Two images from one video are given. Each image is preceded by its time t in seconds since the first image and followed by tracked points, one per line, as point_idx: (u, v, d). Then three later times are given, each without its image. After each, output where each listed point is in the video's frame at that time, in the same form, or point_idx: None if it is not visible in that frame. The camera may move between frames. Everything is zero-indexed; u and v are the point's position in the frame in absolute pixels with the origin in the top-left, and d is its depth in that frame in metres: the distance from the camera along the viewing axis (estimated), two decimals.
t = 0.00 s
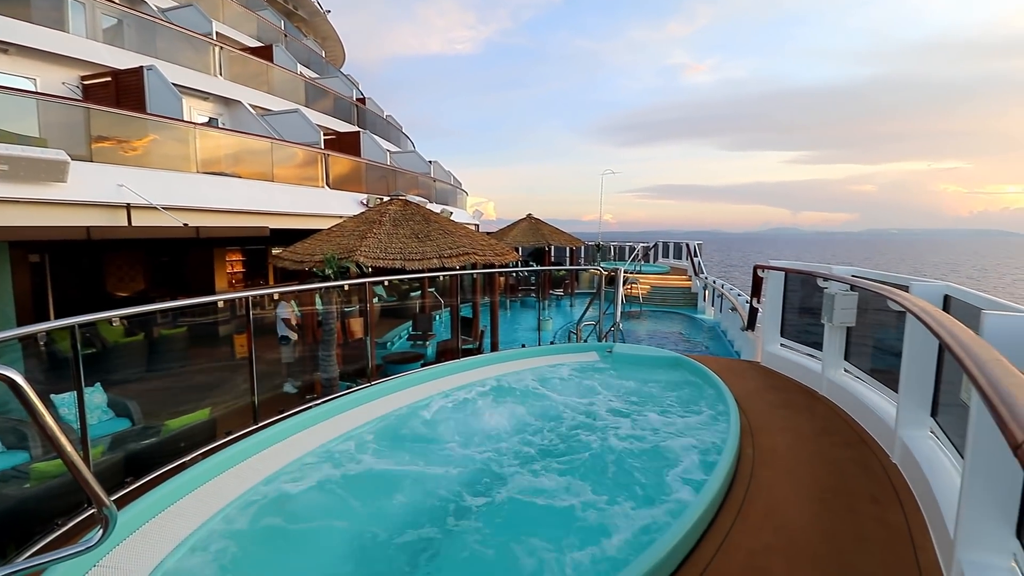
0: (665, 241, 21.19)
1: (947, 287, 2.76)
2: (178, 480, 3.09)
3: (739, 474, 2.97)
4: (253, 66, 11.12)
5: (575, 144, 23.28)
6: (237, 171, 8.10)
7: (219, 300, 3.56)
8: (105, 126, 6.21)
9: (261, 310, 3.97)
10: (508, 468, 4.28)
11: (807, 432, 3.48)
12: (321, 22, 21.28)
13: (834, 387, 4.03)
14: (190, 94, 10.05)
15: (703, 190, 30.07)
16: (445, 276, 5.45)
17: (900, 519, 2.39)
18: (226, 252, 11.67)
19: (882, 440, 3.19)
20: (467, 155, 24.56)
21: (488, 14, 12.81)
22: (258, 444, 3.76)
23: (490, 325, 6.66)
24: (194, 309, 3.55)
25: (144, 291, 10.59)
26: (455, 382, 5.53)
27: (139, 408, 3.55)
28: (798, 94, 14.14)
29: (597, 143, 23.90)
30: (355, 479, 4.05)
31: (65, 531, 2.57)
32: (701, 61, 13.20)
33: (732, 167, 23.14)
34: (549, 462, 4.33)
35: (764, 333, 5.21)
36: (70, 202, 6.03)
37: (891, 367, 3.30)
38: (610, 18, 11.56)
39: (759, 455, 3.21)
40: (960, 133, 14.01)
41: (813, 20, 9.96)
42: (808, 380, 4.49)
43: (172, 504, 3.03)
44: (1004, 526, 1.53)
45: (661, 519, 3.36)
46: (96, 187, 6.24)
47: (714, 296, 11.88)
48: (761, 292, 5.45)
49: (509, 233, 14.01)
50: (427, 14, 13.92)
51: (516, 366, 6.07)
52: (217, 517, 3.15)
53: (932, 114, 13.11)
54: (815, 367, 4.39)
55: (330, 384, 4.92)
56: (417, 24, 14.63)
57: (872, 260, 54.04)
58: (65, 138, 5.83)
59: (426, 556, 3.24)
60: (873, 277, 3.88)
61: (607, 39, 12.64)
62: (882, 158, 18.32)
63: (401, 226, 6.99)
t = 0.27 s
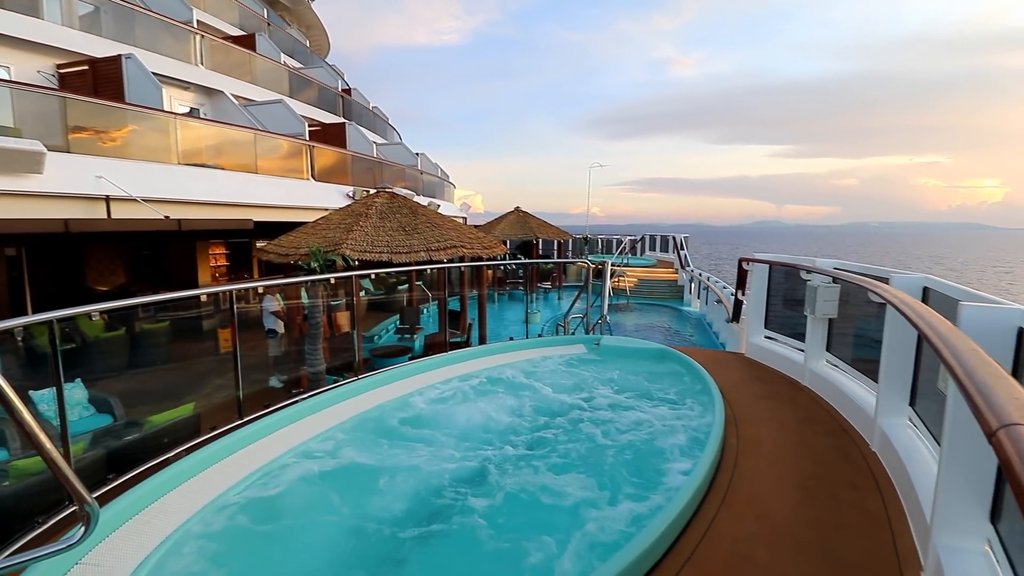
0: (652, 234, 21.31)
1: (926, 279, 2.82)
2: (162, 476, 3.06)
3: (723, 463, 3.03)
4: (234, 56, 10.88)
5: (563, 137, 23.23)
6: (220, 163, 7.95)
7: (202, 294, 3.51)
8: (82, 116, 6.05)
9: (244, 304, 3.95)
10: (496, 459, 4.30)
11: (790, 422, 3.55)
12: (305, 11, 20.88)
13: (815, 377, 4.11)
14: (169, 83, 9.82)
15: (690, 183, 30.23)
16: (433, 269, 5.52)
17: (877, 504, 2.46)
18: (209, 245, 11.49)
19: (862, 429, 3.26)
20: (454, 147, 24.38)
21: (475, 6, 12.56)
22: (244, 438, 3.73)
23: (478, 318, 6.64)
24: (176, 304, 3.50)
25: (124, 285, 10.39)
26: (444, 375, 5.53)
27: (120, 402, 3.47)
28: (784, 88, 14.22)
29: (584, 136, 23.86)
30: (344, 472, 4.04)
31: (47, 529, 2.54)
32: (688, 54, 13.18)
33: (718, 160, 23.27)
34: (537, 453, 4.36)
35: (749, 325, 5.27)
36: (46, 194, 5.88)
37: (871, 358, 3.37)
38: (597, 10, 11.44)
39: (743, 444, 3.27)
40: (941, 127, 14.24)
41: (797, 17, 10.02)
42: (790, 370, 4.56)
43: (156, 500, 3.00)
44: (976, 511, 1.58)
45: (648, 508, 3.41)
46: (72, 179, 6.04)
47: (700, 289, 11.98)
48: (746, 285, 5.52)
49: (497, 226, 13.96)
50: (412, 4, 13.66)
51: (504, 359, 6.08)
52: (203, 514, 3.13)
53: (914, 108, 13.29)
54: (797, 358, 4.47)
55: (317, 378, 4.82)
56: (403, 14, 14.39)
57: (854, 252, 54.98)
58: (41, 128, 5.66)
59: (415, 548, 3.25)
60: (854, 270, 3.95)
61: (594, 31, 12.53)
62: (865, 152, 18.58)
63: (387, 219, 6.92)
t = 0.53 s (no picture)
0: (637, 228, 21.43)
1: (903, 271, 2.88)
2: (142, 474, 2.99)
3: (705, 454, 3.07)
4: (214, 45, 10.63)
5: (548, 130, 23.17)
6: (199, 155, 7.78)
7: (181, 288, 3.45)
8: (54, 106, 5.87)
9: (226, 298, 3.91)
10: (482, 451, 4.31)
11: (770, 412, 3.61)
12: None
13: (796, 367, 4.18)
14: (146, 73, 9.58)
15: (674, 177, 30.42)
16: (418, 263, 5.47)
17: (855, 492, 2.52)
18: (189, 239, 11.27)
19: (841, 418, 3.33)
20: (439, 139, 24.19)
21: None
22: (227, 435, 3.67)
23: (464, 312, 6.61)
24: (155, 299, 3.43)
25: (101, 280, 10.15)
26: (430, 370, 5.52)
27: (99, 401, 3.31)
28: (767, 82, 14.34)
29: (570, 129, 23.83)
30: (329, 468, 4.01)
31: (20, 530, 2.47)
32: (672, 48, 13.20)
33: (702, 154, 23.44)
34: (523, 445, 4.37)
35: (732, 317, 5.33)
36: (18, 187, 5.71)
37: (850, 349, 3.44)
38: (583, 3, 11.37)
39: (725, 435, 3.32)
40: (919, 122, 14.51)
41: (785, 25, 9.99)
42: (772, 361, 4.62)
43: (136, 499, 2.95)
44: (951, 496, 1.63)
45: (633, 498, 3.45)
46: (47, 172, 5.93)
47: (684, 282, 12.10)
48: (729, 278, 5.58)
49: (483, 219, 13.90)
50: None
51: (490, 353, 6.08)
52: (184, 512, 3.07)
53: (894, 103, 13.49)
54: (778, 349, 4.55)
55: (301, 373, 4.73)
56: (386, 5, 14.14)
57: (833, 245, 56.02)
58: (12, 119, 5.49)
59: (402, 541, 3.23)
60: (833, 262, 4.02)
61: (579, 24, 12.46)
62: (845, 147, 18.87)
63: (372, 212, 6.85)
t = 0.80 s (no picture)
0: (620, 222, 21.56)
1: (877, 264, 2.95)
2: (116, 475, 2.93)
3: (686, 445, 3.12)
4: (188, 34, 10.34)
5: (531, 124, 23.12)
6: (174, 147, 7.59)
7: (157, 283, 3.35)
8: (21, 97, 5.65)
9: (203, 294, 3.81)
10: (468, 445, 4.30)
11: (749, 403, 3.68)
12: None
13: (773, 359, 4.26)
14: (117, 62, 9.29)
15: (656, 171, 30.63)
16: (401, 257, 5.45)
17: (830, 480, 2.59)
18: (164, 234, 11.00)
19: (817, 408, 3.42)
20: (421, 132, 23.95)
21: None
22: (204, 433, 3.60)
23: (448, 307, 6.59)
24: (130, 295, 3.36)
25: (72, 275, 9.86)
26: (412, 366, 5.49)
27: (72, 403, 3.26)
28: (746, 79, 14.48)
29: (552, 123, 23.80)
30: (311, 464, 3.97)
31: None
32: (654, 44, 13.22)
33: (684, 149, 23.65)
34: (508, 438, 4.38)
35: (712, 310, 5.42)
36: None
37: (825, 341, 3.53)
38: None
39: (705, 426, 3.38)
40: (893, 118, 14.80)
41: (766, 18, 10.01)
42: (750, 353, 4.72)
43: (110, 500, 2.88)
44: (920, 483, 1.70)
45: (616, 489, 3.50)
46: (14, 163, 5.68)
47: (666, 275, 12.23)
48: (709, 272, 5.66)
49: (466, 214, 13.84)
50: None
51: (474, 347, 6.07)
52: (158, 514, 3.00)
53: (869, 100, 13.76)
54: (756, 341, 4.64)
55: (281, 369, 4.68)
56: None
57: (810, 239, 57.17)
58: None
59: (390, 536, 3.23)
60: (810, 256, 4.09)
61: (562, 18, 12.39)
62: (822, 142, 19.22)
63: (353, 206, 6.76)
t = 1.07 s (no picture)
0: (607, 218, 21.64)
1: (858, 258, 3.00)
2: (96, 476, 2.87)
3: (672, 437, 3.15)
4: (168, 25, 10.12)
5: (517, 119, 23.05)
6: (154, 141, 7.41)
7: (137, 281, 3.28)
8: None
9: (186, 290, 3.75)
10: (456, 439, 4.30)
11: (733, 396, 3.73)
12: None
13: (757, 353, 4.33)
14: (94, 54, 9.06)
15: (642, 167, 30.74)
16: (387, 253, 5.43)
17: (812, 471, 2.64)
18: (145, 230, 10.78)
19: (800, 400, 3.48)
20: (407, 127, 23.76)
21: None
22: (187, 432, 3.54)
23: (435, 302, 6.60)
24: (111, 292, 3.29)
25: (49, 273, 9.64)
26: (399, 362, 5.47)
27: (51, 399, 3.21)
28: (732, 75, 14.55)
29: (539, 118, 23.75)
30: (296, 460, 3.94)
31: None
32: (641, 40, 13.21)
33: (670, 145, 23.77)
34: (497, 432, 4.39)
35: (697, 304, 5.47)
36: None
37: (807, 334, 3.58)
38: None
39: (690, 419, 3.41)
40: (874, 115, 15.02)
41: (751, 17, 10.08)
42: (734, 347, 4.78)
43: (91, 501, 2.83)
44: (898, 472, 1.74)
45: (603, 483, 3.53)
46: None
47: (652, 271, 12.31)
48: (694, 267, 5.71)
49: (453, 209, 13.77)
50: None
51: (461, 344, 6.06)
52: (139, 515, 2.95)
53: (851, 97, 13.94)
54: (741, 335, 4.70)
55: (266, 367, 4.60)
56: None
57: (793, 234, 57.99)
58: None
59: (380, 531, 3.22)
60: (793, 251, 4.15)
61: (549, 13, 12.32)
62: (805, 139, 19.46)
63: (338, 202, 6.69)
